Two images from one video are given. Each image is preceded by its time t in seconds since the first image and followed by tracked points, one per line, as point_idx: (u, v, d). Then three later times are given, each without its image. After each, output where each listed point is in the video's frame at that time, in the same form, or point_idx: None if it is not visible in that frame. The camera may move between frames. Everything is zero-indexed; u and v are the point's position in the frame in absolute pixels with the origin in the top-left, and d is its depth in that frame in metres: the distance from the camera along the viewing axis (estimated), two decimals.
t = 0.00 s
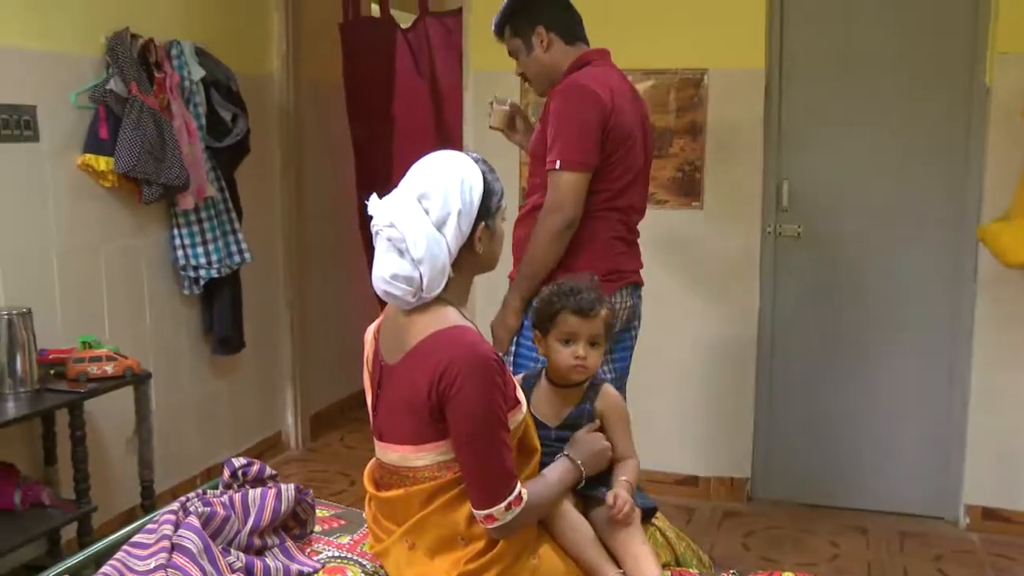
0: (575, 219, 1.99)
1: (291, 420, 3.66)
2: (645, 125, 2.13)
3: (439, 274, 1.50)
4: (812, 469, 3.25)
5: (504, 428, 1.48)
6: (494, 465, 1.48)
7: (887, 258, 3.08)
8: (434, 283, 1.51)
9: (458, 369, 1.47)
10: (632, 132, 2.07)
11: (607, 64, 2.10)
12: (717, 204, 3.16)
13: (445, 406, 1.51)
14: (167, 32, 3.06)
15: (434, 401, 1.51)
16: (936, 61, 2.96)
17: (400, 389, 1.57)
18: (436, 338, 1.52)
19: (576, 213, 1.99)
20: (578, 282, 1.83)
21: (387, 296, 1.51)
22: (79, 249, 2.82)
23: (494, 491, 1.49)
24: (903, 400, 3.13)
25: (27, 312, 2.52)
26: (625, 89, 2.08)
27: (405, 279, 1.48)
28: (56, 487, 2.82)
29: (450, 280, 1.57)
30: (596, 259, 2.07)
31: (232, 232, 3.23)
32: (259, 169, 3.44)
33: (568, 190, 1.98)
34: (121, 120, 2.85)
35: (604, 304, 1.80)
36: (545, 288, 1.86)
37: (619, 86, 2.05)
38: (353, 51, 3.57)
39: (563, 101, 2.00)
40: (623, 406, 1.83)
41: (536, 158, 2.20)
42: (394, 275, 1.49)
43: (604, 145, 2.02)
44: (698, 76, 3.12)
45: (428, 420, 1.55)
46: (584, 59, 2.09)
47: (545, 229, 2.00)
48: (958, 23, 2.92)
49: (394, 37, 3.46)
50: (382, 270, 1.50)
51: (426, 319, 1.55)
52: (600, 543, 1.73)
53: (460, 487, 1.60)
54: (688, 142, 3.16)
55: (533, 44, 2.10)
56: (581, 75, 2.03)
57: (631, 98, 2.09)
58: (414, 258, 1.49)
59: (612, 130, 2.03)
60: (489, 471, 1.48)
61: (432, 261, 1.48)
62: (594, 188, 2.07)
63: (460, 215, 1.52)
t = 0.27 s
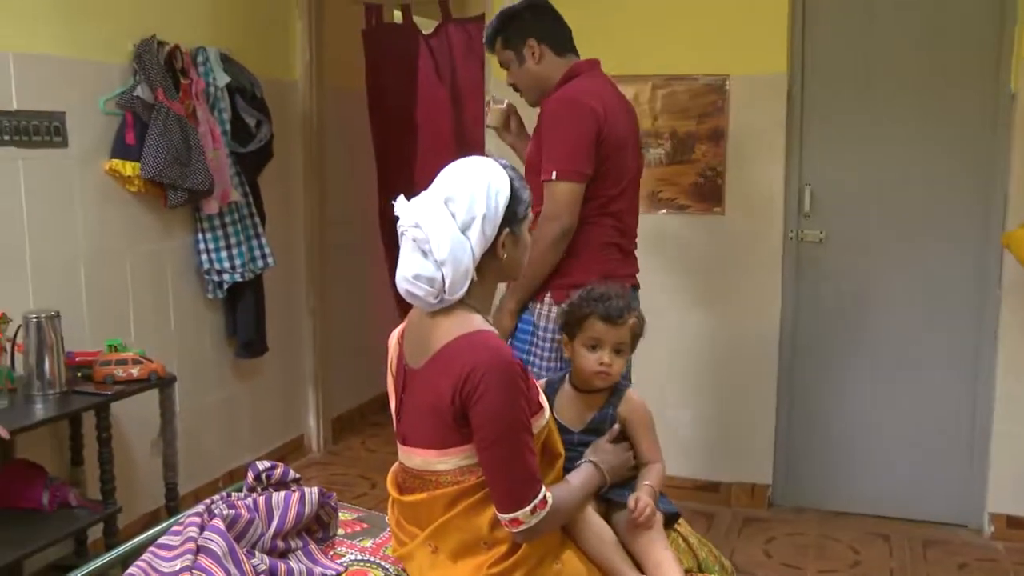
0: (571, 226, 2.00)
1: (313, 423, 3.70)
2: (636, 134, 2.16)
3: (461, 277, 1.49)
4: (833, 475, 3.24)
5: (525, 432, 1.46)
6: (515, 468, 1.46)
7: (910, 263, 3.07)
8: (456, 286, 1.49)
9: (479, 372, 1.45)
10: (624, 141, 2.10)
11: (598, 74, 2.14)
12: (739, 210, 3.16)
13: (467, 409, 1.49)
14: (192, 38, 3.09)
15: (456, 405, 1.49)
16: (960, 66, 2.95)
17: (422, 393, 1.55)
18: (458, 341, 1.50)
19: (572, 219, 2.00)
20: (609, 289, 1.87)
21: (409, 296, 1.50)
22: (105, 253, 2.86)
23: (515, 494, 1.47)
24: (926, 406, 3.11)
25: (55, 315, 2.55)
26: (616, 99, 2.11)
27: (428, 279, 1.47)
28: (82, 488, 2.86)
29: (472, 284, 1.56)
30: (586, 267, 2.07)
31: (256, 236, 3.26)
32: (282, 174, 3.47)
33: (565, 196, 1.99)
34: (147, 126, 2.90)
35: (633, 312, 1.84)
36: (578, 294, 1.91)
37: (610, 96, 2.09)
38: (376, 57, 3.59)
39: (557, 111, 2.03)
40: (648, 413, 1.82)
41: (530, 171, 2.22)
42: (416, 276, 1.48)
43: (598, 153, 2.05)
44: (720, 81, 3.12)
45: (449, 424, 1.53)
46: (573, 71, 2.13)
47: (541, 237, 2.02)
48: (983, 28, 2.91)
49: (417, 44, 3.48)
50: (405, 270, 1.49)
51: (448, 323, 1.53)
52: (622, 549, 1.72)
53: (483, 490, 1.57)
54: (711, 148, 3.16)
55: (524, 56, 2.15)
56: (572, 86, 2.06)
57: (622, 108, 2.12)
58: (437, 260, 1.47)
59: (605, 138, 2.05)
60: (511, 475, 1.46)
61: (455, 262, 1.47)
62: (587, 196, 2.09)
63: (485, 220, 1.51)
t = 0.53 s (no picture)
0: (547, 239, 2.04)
1: (335, 426, 3.73)
2: (617, 145, 2.18)
3: (475, 278, 1.47)
4: (855, 481, 3.23)
5: (546, 436, 1.44)
6: (535, 472, 1.44)
7: (932, 269, 3.05)
8: (469, 285, 1.48)
9: (501, 376, 1.44)
10: (603, 153, 2.12)
11: (580, 85, 2.15)
12: (760, 216, 3.16)
13: (488, 413, 1.47)
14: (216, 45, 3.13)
15: (477, 408, 1.47)
16: (983, 72, 2.93)
17: (442, 397, 1.53)
18: (479, 345, 1.49)
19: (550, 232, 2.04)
20: (632, 295, 1.89)
21: (424, 290, 1.50)
22: (132, 257, 2.90)
23: (535, 499, 1.45)
24: (948, 412, 3.10)
25: (82, 319, 2.59)
26: (597, 110, 2.13)
27: (442, 275, 1.47)
28: (107, 489, 2.89)
29: (488, 286, 1.53)
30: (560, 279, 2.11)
31: (279, 241, 3.29)
32: (304, 178, 3.50)
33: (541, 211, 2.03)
34: (172, 132, 2.92)
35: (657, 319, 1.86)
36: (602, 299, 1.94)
37: (589, 109, 2.10)
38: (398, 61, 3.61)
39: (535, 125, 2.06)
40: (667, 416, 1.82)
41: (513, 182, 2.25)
42: (432, 270, 1.48)
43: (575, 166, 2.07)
44: (741, 87, 3.13)
45: (469, 428, 1.50)
46: (554, 83, 2.14)
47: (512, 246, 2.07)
48: (1006, 33, 2.90)
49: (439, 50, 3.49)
50: (422, 264, 1.49)
51: (468, 326, 1.52)
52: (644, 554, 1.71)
53: (505, 495, 1.55)
54: (732, 153, 3.16)
55: (508, 67, 2.18)
56: (552, 100, 2.08)
57: (603, 120, 2.14)
58: (453, 257, 1.47)
59: (583, 151, 2.07)
60: (533, 478, 1.44)
61: (468, 262, 1.46)
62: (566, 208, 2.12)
63: (503, 223, 1.48)
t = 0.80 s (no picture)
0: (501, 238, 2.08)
1: (356, 428, 3.77)
2: (586, 145, 2.22)
3: (489, 277, 1.46)
4: (877, 486, 3.21)
5: (574, 439, 1.43)
6: (565, 475, 1.43)
7: (954, 274, 3.03)
8: (483, 284, 1.47)
9: (524, 380, 1.42)
10: (567, 152, 2.15)
11: (549, 85, 2.20)
12: (781, 220, 3.16)
13: (514, 417, 1.46)
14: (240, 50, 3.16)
15: (501, 412, 1.47)
16: (1006, 76, 2.92)
17: (467, 400, 1.53)
18: (502, 348, 1.48)
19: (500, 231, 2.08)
20: (652, 298, 1.90)
21: (443, 286, 1.52)
22: (157, 260, 2.94)
23: (567, 500, 1.45)
24: (970, 418, 3.08)
25: (108, 320, 2.63)
26: (563, 110, 2.16)
27: (457, 270, 1.48)
28: (132, 489, 2.93)
29: (506, 288, 1.52)
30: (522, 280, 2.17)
31: (301, 244, 3.32)
32: (326, 182, 3.53)
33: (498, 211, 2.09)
34: (196, 136, 2.95)
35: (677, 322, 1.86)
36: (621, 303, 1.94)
37: (555, 109, 2.14)
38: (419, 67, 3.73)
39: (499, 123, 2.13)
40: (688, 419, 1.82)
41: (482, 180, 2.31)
42: (449, 266, 1.50)
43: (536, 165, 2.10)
44: (762, 91, 3.13)
45: (494, 431, 1.50)
46: (523, 84, 2.19)
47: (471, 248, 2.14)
48: None
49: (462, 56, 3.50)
50: (442, 260, 1.51)
51: (491, 329, 1.51)
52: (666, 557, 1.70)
53: (528, 497, 1.53)
54: (752, 157, 3.17)
55: (481, 66, 2.25)
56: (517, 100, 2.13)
57: (569, 121, 2.17)
58: (470, 255, 1.47)
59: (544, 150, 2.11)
60: (570, 476, 1.43)
61: (482, 259, 1.45)
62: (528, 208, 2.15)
63: (521, 225, 1.47)
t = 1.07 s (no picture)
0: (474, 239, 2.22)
1: (375, 430, 3.79)
2: (562, 145, 2.31)
3: (509, 279, 1.48)
4: (898, 492, 3.19)
5: (604, 445, 1.43)
6: (592, 481, 1.44)
7: (977, 278, 3.01)
8: (504, 284, 1.49)
9: (558, 385, 1.42)
10: (539, 155, 2.24)
11: (525, 87, 2.28)
12: (802, 223, 3.14)
13: (544, 419, 1.46)
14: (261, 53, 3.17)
15: (532, 414, 1.46)
16: None
17: (496, 399, 1.52)
18: (535, 350, 1.47)
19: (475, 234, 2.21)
20: (672, 300, 1.89)
21: (469, 283, 1.55)
22: (179, 262, 2.95)
23: (592, 505, 1.46)
24: (992, 424, 3.05)
25: (131, 322, 2.64)
26: (536, 113, 2.24)
27: (481, 269, 1.51)
28: (153, 489, 2.95)
29: (532, 289, 1.52)
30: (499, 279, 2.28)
31: (321, 247, 3.33)
32: (346, 185, 3.55)
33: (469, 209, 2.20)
34: (217, 139, 2.96)
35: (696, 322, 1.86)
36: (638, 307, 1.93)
37: (528, 113, 2.23)
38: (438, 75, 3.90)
39: (473, 123, 2.22)
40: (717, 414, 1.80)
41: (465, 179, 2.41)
42: (475, 264, 1.53)
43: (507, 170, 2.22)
44: (782, 93, 3.12)
45: (523, 432, 1.49)
46: (499, 85, 2.27)
47: (450, 245, 2.26)
48: None
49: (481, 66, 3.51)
50: (470, 257, 1.54)
51: (525, 329, 1.50)
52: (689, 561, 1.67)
53: (552, 498, 1.52)
54: (773, 160, 3.15)
55: (460, 66, 2.34)
56: (490, 104, 2.22)
57: (542, 123, 2.26)
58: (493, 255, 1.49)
59: (515, 155, 2.21)
60: (600, 479, 1.43)
61: (502, 261, 1.47)
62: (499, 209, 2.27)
63: (544, 228, 1.47)
